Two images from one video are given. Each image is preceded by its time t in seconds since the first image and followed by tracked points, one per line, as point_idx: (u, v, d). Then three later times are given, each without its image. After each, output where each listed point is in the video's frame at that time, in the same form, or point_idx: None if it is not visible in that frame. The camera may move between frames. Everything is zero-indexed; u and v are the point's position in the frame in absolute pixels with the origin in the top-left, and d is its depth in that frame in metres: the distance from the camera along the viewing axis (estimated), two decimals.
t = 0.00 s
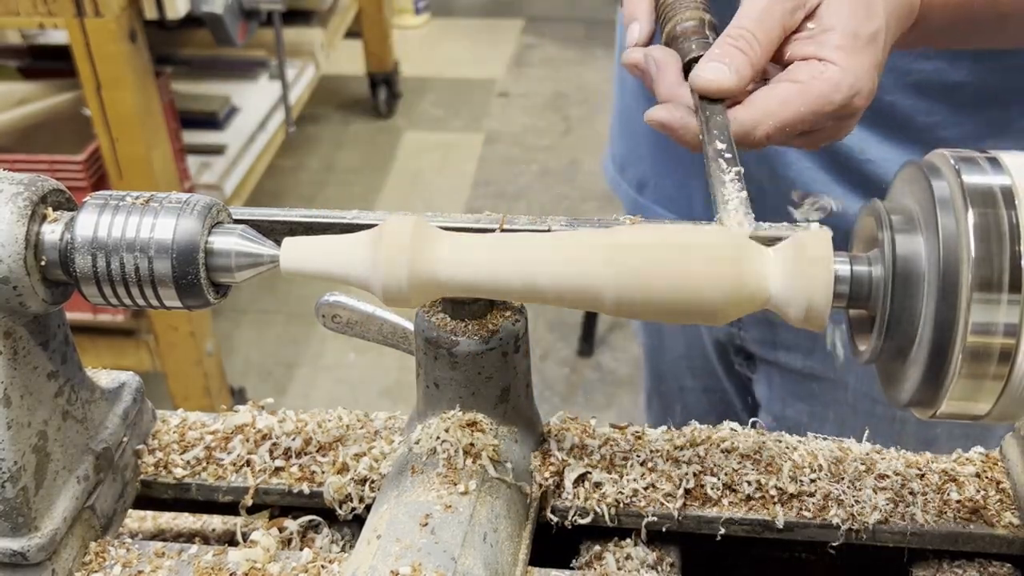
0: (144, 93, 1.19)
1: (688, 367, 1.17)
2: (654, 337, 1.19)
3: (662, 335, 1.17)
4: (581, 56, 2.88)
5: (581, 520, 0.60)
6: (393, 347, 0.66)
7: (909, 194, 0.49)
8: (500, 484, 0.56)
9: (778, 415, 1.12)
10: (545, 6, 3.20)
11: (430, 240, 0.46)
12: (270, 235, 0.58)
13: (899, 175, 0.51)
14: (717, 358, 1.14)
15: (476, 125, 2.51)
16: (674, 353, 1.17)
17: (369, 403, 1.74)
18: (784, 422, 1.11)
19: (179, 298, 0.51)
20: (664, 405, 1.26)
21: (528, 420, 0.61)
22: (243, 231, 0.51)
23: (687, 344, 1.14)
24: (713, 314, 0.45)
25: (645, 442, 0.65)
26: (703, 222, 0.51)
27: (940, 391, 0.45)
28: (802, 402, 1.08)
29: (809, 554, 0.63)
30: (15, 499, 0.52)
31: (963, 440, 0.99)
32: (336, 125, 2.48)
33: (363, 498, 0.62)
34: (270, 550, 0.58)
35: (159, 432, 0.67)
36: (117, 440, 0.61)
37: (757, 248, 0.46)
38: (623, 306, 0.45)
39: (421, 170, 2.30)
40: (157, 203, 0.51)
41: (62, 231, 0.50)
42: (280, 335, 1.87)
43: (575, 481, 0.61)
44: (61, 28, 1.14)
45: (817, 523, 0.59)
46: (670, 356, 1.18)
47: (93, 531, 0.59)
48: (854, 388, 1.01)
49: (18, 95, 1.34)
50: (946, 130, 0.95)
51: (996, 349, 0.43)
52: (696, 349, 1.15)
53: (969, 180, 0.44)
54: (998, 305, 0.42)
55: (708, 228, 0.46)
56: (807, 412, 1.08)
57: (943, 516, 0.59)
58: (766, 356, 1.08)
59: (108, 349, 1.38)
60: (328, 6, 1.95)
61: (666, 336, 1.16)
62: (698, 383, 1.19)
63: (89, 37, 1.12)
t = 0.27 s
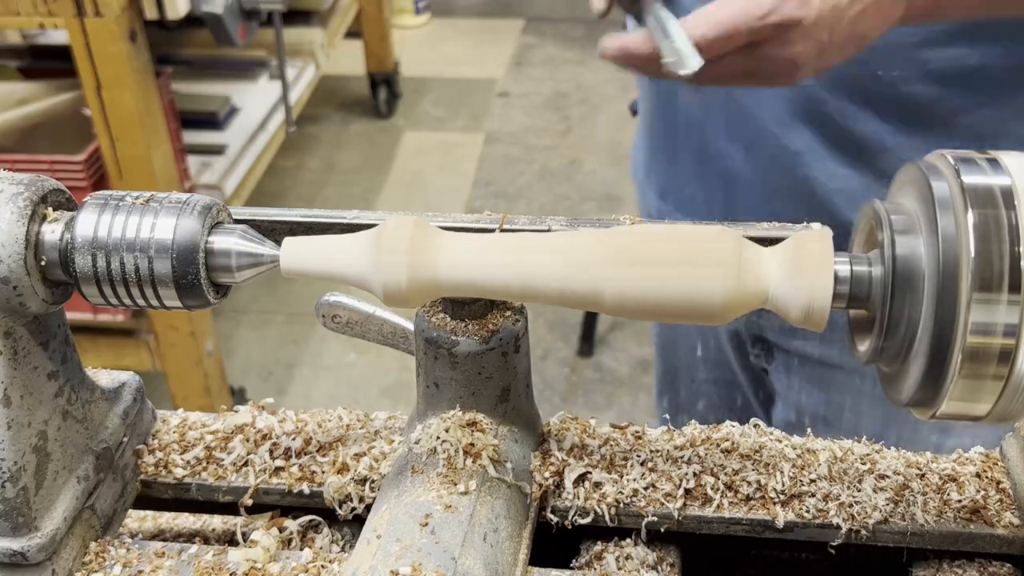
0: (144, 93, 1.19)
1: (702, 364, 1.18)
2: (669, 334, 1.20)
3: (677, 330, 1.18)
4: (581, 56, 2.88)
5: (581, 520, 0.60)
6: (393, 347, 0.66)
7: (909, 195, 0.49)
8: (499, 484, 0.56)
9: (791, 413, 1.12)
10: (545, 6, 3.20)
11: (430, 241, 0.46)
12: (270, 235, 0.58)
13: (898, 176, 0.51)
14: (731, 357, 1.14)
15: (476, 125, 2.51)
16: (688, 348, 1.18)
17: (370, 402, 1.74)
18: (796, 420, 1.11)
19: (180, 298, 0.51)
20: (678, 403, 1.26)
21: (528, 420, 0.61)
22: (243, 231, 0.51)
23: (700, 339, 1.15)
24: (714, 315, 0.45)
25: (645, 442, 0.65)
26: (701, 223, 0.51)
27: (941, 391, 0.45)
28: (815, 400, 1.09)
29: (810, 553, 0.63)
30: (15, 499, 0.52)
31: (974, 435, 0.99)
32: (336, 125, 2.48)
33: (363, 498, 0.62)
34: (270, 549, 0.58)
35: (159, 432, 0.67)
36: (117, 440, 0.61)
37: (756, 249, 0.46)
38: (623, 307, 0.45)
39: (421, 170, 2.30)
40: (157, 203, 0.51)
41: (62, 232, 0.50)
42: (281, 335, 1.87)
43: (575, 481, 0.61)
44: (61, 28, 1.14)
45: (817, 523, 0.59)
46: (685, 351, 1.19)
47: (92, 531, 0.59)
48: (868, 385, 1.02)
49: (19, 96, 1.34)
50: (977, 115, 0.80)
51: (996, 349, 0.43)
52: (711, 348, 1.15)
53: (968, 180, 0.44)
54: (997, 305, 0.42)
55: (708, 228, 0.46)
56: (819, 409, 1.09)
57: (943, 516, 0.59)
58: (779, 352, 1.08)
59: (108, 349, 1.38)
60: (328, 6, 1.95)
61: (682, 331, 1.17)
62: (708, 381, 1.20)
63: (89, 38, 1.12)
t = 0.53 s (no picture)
0: (144, 93, 1.19)
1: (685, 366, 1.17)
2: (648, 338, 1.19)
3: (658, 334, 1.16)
4: (582, 56, 2.88)
5: (581, 520, 0.60)
6: (393, 347, 0.66)
7: (910, 194, 0.49)
8: (499, 484, 0.56)
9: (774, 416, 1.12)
10: (544, 6, 3.20)
11: (430, 241, 0.46)
12: (270, 235, 0.58)
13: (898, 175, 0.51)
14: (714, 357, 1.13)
15: (476, 125, 2.51)
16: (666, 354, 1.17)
17: (369, 403, 1.73)
18: (783, 420, 1.10)
19: (179, 298, 0.51)
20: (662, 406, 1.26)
21: (528, 420, 0.61)
22: (243, 231, 0.51)
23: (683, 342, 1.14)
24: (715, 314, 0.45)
25: (644, 442, 0.65)
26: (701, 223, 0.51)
27: (940, 391, 0.45)
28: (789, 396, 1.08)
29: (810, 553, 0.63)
30: (15, 499, 0.52)
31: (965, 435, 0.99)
32: (336, 125, 2.48)
33: (363, 498, 0.62)
34: (270, 549, 0.58)
35: (159, 432, 0.67)
36: (117, 440, 0.61)
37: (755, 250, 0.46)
38: (623, 307, 0.45)
39: (421, 170, 2.30)
40: (157, 203, 0.51)
41: (62, 232, 0.50)
42: (281, 335, 1.87)
43: (575, 481, 0.61)
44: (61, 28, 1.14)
45: (817, 523, 0.59)
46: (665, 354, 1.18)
47: (93, 531, 0.59)
48: (855, 381, 1.02)
49: (19, 96, 1.34)
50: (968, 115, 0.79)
51: (996, 349, 0.43)
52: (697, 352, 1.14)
53: (968, 180, 0.44)
54: (997, 306, 0.42)
55: (709, 228, 0.46)
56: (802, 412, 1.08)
57: (943, 516, 0.59)
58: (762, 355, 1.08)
59: (108, 349, 1.38)
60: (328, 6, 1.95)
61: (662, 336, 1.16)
62: (697, 382, 1.20)
63: (89, 38, 1.12)
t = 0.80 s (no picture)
0: (144, 93, 1.19)
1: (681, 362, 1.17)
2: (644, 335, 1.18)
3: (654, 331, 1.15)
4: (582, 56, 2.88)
5: (581, 521, 0.60)
6: (393, 347, 0.66)
7: (910, 195, 0.49)
8: (499, 484, 0.56)
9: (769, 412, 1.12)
10: (545, 6, 3.20)
11: (430, 241, 0.46)
12: (271, 235, 0.58)
13: (898, 176, 0.51)
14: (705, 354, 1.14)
15: (476, 125, 2.51)
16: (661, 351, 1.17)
17: (370, 403, 1.73)
18: (778, 414, 1.11)
19: (180, 298, 0.51)
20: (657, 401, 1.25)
21: (528, 421, 0.61)
22: (243, 231, 0.51)
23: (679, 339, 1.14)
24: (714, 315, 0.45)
25: (644, 442, 0.65)
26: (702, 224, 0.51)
27: (941, 392, 0.45)
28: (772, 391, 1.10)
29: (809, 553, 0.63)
30: (15, 499, 0.52)
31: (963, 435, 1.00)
32: (336, 125, 2.48)
33: (363, 498, 0.62)
34: (270, 550, 0.58)
35: (159, 432, 0.67)
36: (117, 440, 0.61)
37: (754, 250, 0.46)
38: (623, 308, 0.45)
39: (421, 170, 2.30)
40: (157, 203, 0.51)
41: (62, 232, 0.50)
42: (281, 335, 1.87)
43: (576, 481, 0.61)
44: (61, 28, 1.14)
45: (817, 523, 0.59)
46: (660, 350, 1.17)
47: (93, 531, 0.59)
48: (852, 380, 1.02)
49: (19, 96, 1.34)
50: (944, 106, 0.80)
51: (996, 350, 0.43)
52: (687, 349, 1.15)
53: (968, 180, 0.44)
54: (998, 306, 0.42)
55: (709, 228, 0.46)
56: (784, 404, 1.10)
57: (943, 516, 0.59)
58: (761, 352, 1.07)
59: (108, 349, 1.38)
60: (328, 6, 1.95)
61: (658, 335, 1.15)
62: (693, 379, 1.19)
63: (89, 38, 1.12)
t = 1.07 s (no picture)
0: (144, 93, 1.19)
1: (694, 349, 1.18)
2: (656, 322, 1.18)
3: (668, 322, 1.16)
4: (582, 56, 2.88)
5: (581, 520, 0.60)
6: (394, 347, 0.65)
7: (909, 195, 0.49)
8: (499, 484, 0.56)
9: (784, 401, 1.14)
10: (545, 6, 3.20)
11: (430, 241, 0.46)
12: (271, 235, 0.58)
13: (899, 175, 0.51)
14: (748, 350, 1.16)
15: (476, 125, 2.51)
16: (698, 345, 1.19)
17: (370, 403, 1.73)
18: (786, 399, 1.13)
19: (180, 298, 0.51)
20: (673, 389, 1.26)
21: (528, 420, 0.61)
22: (242, 231, 0.51)
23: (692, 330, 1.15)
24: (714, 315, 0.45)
25: (644, 442, 0.65)
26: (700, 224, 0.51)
27: (940, 391, 0.45)
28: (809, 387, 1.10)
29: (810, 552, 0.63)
30: (15, 499, 0.52)
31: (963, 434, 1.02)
32: (337, 125, 2.48)
33: (363, 498, 0.62)
34: (270, 550, 0.58)
35: (159, 432, 0.67)
36: (117, 440, 0.61)
37: (754, 251, 0.46)
38: (622, 308, 0.45)
39: (421, 170, 2.30)
40: (157, 203, 0.51)
41: (62, 232, 0.50)
42: (281, 335, 1.87)
43: (576, 481, 0.61)
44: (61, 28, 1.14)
45: (816, 524, 0.59)
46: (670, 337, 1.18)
47: (93, 531, 0.59)
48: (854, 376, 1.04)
49: (19, 95, 1.34)
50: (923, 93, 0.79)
51: (996, 349, 0.43)
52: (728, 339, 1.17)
53: (968, 180, 0.44)
54: (997, 306, 0.42)
55: (707, 228, 0.46)
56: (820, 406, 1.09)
57: (943, 516, 0.59)
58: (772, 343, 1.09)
59: (108, 349, 1.38)
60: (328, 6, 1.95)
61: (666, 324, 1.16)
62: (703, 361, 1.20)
63: (89, 38, 1.12)
